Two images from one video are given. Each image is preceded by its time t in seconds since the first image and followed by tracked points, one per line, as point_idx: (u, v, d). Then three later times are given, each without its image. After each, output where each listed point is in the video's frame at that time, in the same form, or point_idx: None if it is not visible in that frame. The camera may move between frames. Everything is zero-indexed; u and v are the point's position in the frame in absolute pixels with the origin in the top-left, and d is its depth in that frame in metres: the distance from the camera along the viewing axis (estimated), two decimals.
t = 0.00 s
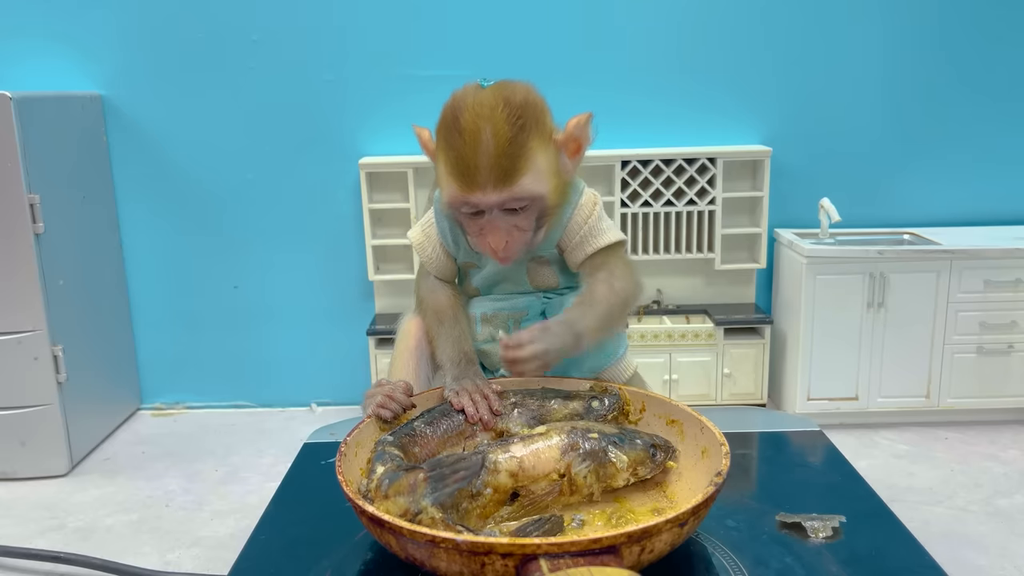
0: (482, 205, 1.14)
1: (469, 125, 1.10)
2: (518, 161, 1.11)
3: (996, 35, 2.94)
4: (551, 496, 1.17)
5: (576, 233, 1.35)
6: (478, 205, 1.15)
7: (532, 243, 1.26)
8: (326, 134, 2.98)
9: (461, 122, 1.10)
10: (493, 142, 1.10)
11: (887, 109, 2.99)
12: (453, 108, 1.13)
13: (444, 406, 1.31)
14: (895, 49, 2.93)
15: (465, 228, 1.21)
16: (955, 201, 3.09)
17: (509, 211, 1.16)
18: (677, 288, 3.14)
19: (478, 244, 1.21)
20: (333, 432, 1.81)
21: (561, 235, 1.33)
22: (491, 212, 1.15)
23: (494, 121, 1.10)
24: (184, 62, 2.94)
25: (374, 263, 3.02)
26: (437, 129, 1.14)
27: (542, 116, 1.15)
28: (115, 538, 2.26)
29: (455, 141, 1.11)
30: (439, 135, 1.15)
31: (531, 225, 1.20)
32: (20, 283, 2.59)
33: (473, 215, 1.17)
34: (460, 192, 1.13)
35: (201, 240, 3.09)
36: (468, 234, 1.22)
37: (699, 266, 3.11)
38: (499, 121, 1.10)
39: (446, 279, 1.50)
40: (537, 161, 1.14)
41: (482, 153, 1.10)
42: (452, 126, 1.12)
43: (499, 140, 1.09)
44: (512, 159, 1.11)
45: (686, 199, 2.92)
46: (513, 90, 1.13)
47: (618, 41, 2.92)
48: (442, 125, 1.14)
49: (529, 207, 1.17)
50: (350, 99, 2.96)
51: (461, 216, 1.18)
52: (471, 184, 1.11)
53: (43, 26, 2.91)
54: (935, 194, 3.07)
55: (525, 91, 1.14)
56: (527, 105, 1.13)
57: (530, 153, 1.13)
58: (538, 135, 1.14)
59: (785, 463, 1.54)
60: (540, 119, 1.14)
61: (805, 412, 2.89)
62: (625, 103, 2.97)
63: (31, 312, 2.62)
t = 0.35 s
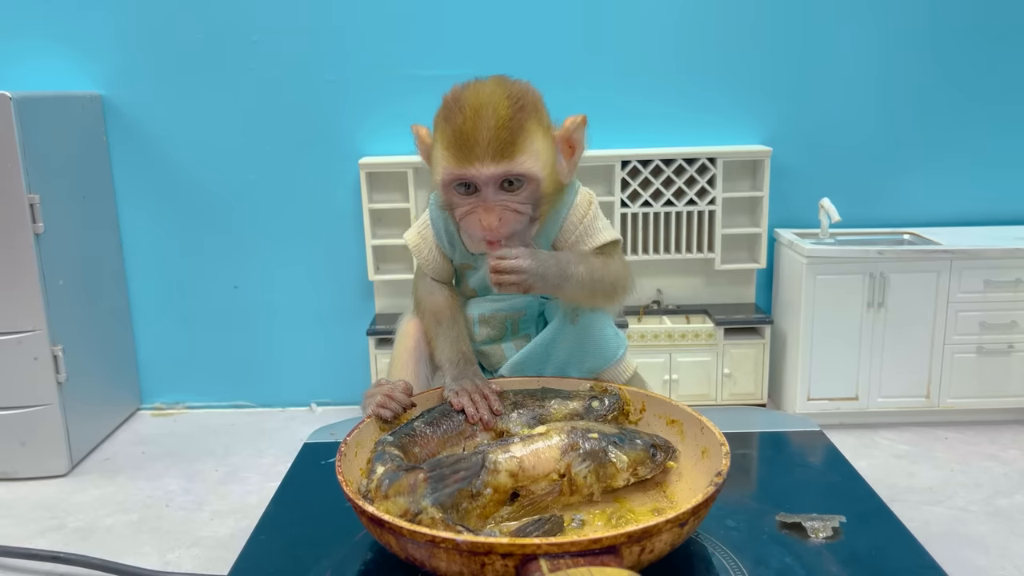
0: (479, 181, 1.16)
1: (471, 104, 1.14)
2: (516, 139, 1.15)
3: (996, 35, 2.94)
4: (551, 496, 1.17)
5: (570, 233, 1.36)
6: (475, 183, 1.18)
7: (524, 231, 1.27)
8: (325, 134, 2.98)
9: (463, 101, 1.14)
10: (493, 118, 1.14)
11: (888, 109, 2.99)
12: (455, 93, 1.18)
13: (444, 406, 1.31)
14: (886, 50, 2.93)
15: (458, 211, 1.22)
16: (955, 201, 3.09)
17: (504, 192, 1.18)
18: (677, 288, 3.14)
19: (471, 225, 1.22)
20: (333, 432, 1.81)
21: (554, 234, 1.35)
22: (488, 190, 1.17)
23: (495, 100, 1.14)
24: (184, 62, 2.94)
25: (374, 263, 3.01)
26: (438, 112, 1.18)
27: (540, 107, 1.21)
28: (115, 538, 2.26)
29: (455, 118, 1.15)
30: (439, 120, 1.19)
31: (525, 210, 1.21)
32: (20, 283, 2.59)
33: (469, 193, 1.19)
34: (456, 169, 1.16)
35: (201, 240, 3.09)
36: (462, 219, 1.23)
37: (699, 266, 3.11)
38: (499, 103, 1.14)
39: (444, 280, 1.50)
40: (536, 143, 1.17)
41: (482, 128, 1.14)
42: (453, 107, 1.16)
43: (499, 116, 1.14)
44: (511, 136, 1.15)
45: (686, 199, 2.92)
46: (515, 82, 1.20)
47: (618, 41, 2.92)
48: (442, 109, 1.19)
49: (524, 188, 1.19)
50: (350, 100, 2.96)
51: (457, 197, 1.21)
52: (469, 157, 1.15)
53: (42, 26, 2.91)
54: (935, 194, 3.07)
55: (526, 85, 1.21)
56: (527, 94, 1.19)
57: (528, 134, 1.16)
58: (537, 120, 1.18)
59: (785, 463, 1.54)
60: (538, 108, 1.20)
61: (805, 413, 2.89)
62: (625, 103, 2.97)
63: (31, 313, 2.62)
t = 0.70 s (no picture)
0: (498, 161, 1.16)
1: (497, 88, 1.14)
2: (541, 125, 1.15)
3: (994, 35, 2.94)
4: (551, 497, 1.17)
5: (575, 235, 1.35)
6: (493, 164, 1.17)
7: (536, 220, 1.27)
8: (326, 134, 2.98)
9: (489, 82, 1.14)
10: (519, 103, 1.14)
11: (888, 109, 2.99)
12: (481, 74, 1.17)
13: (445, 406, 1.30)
14: (891, 48, 2.93)
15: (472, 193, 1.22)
16: (955, 201, 3.09)
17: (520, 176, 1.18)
18: (677, 288, 3.14)
19: (486, 207, 1.22)
20: (333, 432, 1.81)
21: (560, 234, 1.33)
22: (506, 172, 1.17)
23: (522, 86, 1.15)
24: (185, 61, 2.94)
25: (374, 263, 3.01)
26: (461, 91, 1.18)
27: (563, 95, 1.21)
28: (114, 538, 2.26)
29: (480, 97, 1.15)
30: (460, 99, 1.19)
31: (541, 198, 1.22)
32: (20, 283, 2.59)
33: (486, 174, 1.18)
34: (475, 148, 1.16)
35: (201, 240, 3.09)
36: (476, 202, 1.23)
37: (699, 266, 3.11)
38: (526, 89, 1.15)
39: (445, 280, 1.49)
40: (558, 132, 1.18)
41: (507, 112, 1.14)
42: (478, 89, 1.16)
43: (524, 101, 1.14)
44: (535, 121, 1.15)
45: (686, 199, 2.91)
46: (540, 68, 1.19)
47: (618, 41, 2.92)
48: (465, 87, 1.18)
49: (543, 176, 1.19)
50: (350, 100, 2.96)
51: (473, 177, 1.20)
52: (490, 137, 1.15)
53: (42, 26, 2.91)
54: (935, 193, 3.07)
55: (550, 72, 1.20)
56: (552, 82, 1.19)
57: (551, 122, 1.17)
58: (560, 109, 1.18)
59: (786, 463, 1.54)
60: (561, 97, 1.20)
61: (805, 413, 2.89)
62: (625, 103, 2.97)
63: (31, 313, 2.62)
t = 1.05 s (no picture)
0: (513, 109, 1.21)
1: (508, 48, 1.23)
2: (550, 77, 1.23)
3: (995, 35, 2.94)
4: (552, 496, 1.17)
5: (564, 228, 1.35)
6: (507, 113, 1.22)
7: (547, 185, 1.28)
8: (326, 134, 2.98)
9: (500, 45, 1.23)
10: (529, 57, 1.22)
11: (888, 109, 2.99)
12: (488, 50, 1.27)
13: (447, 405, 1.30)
14: (893, 50, 2.93)
15: (487, 149, 1.23)
16: (955, 201, 3.09)
17: (531, 132, 1.21)
18: (678, 288, 3.14)
19: (500, 161, 1.22)
20: (333, 432, 1.81)
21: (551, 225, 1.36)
22: (520, 118, 1.21)
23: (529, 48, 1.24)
24: (185, 61, 2.94)
25: (374, 263, 3.01)
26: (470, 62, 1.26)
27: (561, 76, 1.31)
28: (114, 538, 2.26)
29: (489, 63, 1.23)
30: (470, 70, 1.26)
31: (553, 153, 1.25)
32: (19, 283, 2.59)
33: (500, 123, 1.22)
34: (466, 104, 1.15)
35: (201, 240, 3.09)
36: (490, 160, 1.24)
37: (699, 266, 3.11)
38: (534, 51, 1.24)
39: (443, 281, 1.49)
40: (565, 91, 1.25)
41: (520, 64, 1.21)
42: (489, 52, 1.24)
43: (534, 57, 1.22)
44: (547, 73, 1.22)
45: (687, 199, 2.91)
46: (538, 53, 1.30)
47: (618, 41, 2.92)
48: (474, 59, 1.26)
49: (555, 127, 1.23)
50: (349, 100, 2.96)
51: (485, 131, 1.23)
52: (505, 85, 1.21)
53: (42, 26, 2.91)
54: (935, 193, 3.07)
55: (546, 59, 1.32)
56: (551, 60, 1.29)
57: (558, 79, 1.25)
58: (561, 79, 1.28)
59: (786, 463, 1.54)
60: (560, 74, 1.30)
61: (805, 413, 2.89)
62: (624, 103, 2.97)
63: (31, 313, 2.62)
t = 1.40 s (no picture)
0: (507, 102, 1.20)
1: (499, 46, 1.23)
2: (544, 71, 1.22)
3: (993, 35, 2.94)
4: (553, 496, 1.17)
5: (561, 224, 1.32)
6: (503, 107, 1.21)
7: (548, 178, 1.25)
8: (326, 134, 2.98)
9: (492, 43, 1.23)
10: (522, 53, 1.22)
11: (888, 110, 2.99)
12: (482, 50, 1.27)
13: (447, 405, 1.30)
14: (887, 51, 2.93)
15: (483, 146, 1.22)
16: (955, 201, 3.09)
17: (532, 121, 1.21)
18: (677, 288, 3.14)
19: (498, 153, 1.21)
20: (333, 432, 1.81)
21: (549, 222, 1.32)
22: (515, 110, 1.20)
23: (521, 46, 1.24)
24: (184, 61, 2.94)
25: (374, 262, 3.01)
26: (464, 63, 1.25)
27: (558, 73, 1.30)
28: (114, 538, 2.26)
29: (480, 62, 1.22)
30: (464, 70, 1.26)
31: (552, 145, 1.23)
32: (19, 283, 2.59)
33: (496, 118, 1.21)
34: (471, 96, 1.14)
35: (201, 240, 3.09)
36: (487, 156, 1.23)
37: (699, 266, 3.11)
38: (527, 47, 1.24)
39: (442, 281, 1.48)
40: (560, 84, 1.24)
41: (512, 59, 1.21)
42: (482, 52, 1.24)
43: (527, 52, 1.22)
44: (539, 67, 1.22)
45: (686, 199, 2.91)
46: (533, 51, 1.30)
47: (618, 42, 2.92)
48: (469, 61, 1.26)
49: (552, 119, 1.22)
50: (349, 101, 2.96)
51: (482, 127, 1.21)
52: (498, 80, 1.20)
53: (42, 25, 2.91)
54: (936, 193, 3.07)
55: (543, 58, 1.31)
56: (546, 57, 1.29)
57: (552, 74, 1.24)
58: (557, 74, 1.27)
59: (786, 463, 1.54)
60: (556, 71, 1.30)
61: (805, 412, 2.89)
62: (624, 104, 2.97)
63: (31, 313, 2.62)
